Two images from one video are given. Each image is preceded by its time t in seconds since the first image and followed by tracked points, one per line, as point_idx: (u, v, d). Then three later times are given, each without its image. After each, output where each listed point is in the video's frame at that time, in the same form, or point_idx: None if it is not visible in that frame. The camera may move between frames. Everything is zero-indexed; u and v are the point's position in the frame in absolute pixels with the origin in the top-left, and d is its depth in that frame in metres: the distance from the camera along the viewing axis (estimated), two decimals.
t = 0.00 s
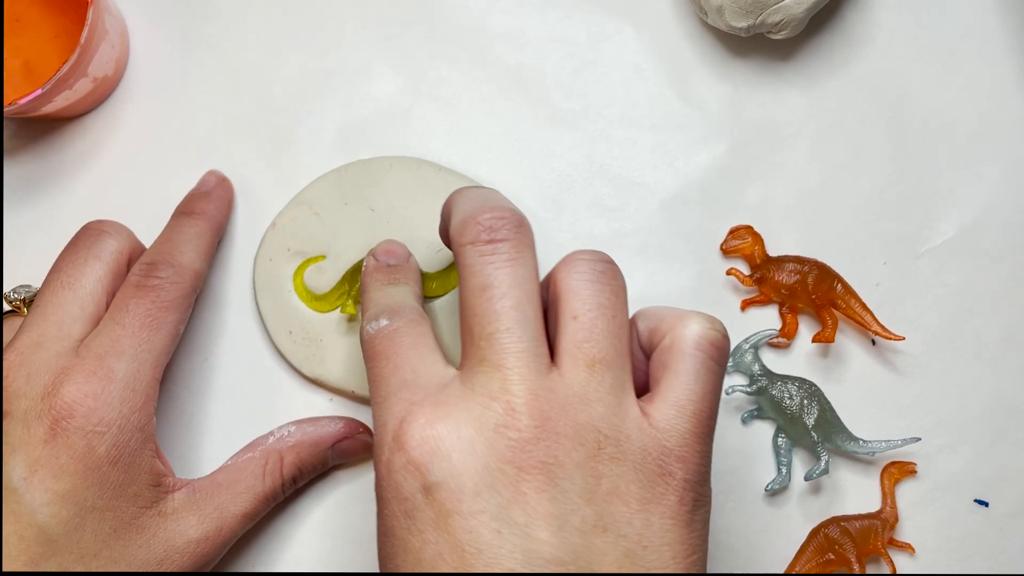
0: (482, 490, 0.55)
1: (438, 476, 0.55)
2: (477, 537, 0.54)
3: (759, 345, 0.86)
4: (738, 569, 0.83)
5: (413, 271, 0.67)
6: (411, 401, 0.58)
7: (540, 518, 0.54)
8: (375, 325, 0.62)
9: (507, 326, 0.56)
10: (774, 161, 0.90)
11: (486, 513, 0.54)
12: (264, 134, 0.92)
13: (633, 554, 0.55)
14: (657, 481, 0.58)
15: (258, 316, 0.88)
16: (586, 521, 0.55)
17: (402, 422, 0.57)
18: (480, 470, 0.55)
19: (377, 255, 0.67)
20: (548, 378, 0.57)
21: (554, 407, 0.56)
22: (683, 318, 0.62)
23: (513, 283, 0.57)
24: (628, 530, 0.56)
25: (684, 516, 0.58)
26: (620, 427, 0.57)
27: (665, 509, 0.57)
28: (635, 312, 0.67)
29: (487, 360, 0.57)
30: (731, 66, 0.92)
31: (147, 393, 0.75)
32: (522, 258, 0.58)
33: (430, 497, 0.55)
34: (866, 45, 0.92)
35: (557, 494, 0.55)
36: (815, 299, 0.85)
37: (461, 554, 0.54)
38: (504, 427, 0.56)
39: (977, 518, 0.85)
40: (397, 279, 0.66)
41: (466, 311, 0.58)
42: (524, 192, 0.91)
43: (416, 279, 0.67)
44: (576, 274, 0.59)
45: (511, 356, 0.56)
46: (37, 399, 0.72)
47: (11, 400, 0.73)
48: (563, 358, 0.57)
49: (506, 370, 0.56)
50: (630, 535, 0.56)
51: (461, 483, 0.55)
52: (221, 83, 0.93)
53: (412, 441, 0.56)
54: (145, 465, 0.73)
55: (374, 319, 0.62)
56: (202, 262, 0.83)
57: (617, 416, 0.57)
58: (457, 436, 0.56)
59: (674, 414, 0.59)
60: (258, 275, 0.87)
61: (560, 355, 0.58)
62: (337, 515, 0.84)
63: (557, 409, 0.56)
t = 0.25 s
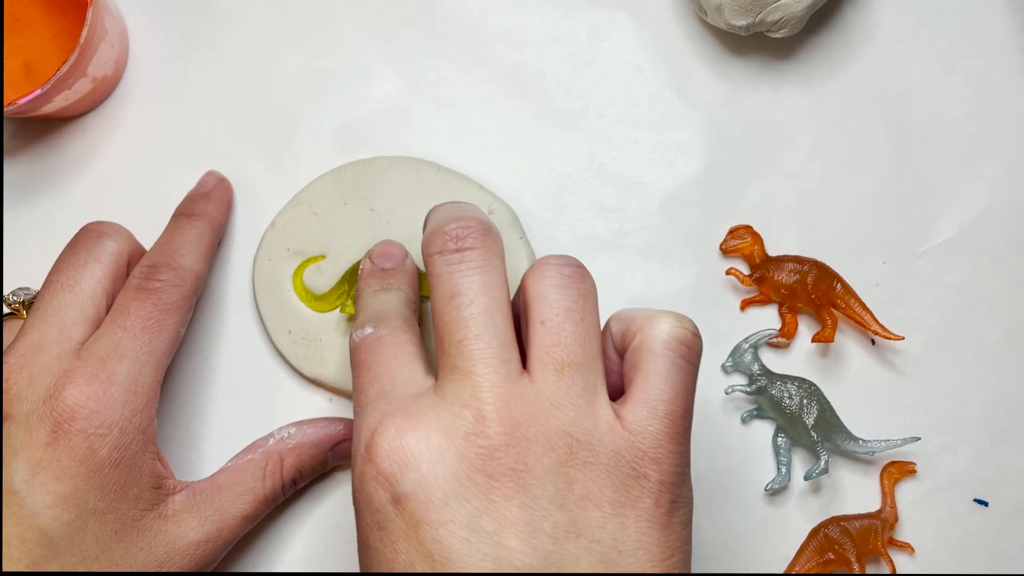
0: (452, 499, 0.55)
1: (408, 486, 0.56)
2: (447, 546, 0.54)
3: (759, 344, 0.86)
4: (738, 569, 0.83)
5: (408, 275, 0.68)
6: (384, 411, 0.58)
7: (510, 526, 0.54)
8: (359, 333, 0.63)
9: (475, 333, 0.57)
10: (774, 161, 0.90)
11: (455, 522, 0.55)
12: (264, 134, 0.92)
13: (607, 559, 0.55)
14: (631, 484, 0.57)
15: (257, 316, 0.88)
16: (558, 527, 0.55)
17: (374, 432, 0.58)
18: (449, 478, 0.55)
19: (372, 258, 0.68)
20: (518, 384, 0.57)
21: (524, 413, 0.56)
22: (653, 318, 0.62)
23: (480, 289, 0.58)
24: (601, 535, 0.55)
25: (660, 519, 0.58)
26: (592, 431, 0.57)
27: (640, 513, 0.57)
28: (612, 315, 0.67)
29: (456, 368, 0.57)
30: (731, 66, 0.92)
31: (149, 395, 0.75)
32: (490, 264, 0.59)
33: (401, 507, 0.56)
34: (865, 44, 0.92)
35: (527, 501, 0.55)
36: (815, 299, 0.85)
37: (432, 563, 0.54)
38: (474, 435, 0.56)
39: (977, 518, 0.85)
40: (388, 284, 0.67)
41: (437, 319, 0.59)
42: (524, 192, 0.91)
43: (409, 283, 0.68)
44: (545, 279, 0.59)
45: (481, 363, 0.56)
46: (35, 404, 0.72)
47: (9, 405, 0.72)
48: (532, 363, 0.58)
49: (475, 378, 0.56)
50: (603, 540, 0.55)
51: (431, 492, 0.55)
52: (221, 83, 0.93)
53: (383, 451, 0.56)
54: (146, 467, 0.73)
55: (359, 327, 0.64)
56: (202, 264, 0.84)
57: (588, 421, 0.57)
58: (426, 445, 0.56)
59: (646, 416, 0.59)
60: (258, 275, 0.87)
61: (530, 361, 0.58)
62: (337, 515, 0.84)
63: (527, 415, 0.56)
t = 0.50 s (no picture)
0: (440, 494, 0.55)
1: (397, 481, 0.56)
2: (434, 540, 0.54)
3: (758, 344, 0.86)
4: (737, 569, 0.83)
5: (406, 275, 0.69)
6: (375, 407, 0.59)
7: (499, 520, 0.54)
8: (354, 330, 0.64)
9: (466, 327, 0.57)
10: (773, 161, 0.90)
11: (443, 516, 0.54)
12: (264, 134, 0.92)
13: (597, 555, 0.54)
14: (621, 479, 0.57)
15: (257, 315, 0.88)
16: (547, 522, 0.54)
17: (364, 428, 0.58)
18: (438, 472, 0.55)
19: (372, 257, 0.69)
20: (508, 378, 0.57)
21: (513, 408, 0.56)
22: (643, 312, 0.63)
23: (472, 284, 0.58)
24: (591, 530, 0.55)
25: (651, 514, 0.57)
26: (582, 426, 0.57)
27: (630, 508, 0.57)
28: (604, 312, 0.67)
29: (447, 363, 0.57)
30: (731, 66, 0.92)
31: (149, 397, 0.75)
32: (482, 260, 0.60)
33: (390, 502, 0.56)
34: (865, 44, 0.92)
35: (516, 495, 0.55)
36: (815, 298, 0.85)
37: (420, 559, 0.54)
38: (463, 429, 0.56)
39: (977, 518, 0.85)
40: (385, 282, 0.67)
41: (428, 314, 0.59)
42: (524, 192, 0.91)
43: (407, 282, 0.68)
44: (536, 274, 0.60)
45: (472, 357, 0.57)
46: (34, 406, 0.72)
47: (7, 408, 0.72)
48: (523, 358, 0.58)
49: (465, 372, 0.56)
50: (593, 535, 0.55)
51: (419, 487, 0.55)
52: (221, 83, 0.93)
53: (372, 446, 0.57)
54: (146, 469, 0.73)
55: (354, 324, 0.64)
56: (202, 266, 0.84)
57: (578, 416, 0.57)
58: (415, 440, 0.56)
59: (637, 411, 0.59)
60: (258, 275, 0.87)
61: (521, 356, 0.58)
62: (337, 514, 0.84)
63: (516, 409, 0.56)
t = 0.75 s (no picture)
0: (434, 476, 0.55)
1: (390, 463, 0.56)
2: (427, 522, 0.54)
3: (759, 344, 0.86)
4: (738, 569, 0.83)
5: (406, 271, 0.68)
6: (370, 390, 0.59)
7: (492, 502, 0.54)
8: (352, 317, 0.64)
9: (461, 310, 0.57)
10: (774, 161, 0.90)
11: (436, 498, 0.54)
12: (264, 134, 0.92)
13: (591, 538, 0.54)
14: (617, 462, 0.57)
15: (257, 315, 0.88)
16: (540, 504, 0.54)
17: (357, 411, 0.58)
18: (431, 454, 0.55)
19: (372, 252, 0.68)
20: (503, 361, 0.57)
21: (508, 390, 0.56)
22: (639, 295, 0.62)
23: (466, 266, 0.58)
24: (586, 514, 0.55)
25: (646, 498, 0.57)
26: (577, 409, 0.57)
27: (626, 491, 0.56)
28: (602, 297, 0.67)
29: (441, 345, 0.57)
30: (731, 66, 0.92)
31: (151, 398, 0.75)
32: (477, 243, 0.60)
33: (383, 484, 0.56)
34: (865, 44, 0.92)
35: (510, 477, 0.55)
36: (815, 298, 0.85)
37: (413, 541, 0.54)
38: (457, 411, 0.56)
39: (978, 517, 0.85)
40: (386, 275, 0.67)
41: (424, 298, 0.59)
42: (524, 192, 0.91)
43: (408, 278, 0.68)
44: (532, 258, 0.60)
45: (467, 340, 0.57)
46: (35, 405, 0.72)
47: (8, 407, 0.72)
48: (518, 341, 0.58)
49: (459, 354, 0.56)
50: (588, 518, 0.55)
51: (412, 469, 0.55)
52: (221, 83, 0.93)
53: (366, 429, 0.56)
54: (148, 469, 0.73)
55: (352, 312, 0.64)
56: (204, 266, 0.84)
57: (574, 399, 0.57)
58: (409, 422, 0.56)
59: (633, 394, 0.59)
60: (258, 275, 0.87)
61: (516, 338, 0.58)
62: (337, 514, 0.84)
63: (511, 392, 0.56)
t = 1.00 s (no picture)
0: (434, 475, 0.55)
1: (391, 461, 0.56)
2: (428, 522, 0.54)
3: (759, 344, 0.86)
4: (738, 568, 0.83)
5: (407, 270, 0.69)
6: (374, 387, 0.59)
7: (494, 502, 0.54)
8: (354, 319, 0.64)
9: (466, 310, 0.57)
10: (773, 161, 0.90)
11: (436, 497, 0.54)
12: (264, 134, 0.92)
13: (592, 542, 0.54)
14: (619, 466, 0.57)
15: (257, 315, 0.88)
16: (542, 506, 0.54)
17: (361, 408, 0.58)
18: (433, 453, 0.55)
19: (372, 252, 0.69)
20: (507, 362, 0.57)
21: (511, 391, 0.56)
22: (644, 300, 0.62)
23: (473, 266, 0.58)
24: (587, 517, 0.55)
25: (648, 503, 0.57)
26: (580, 411, 0.57)
27: (627, 496, 0.56)
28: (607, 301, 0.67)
29: (446, 345, 0.57)
30: (731, 66, 0.92)
31: (150, 399, 0.75)
32: (484, 242, 0.60)
33: (384, 482, 0.56)
34: (865, 44, 0.92)
35: (511, 478, 0.54)
36: (815, 298, 0.85)
37: (413, 540, 0.54)
38: (459, 412, 0.56)
39: (978, 517, 0.85)
40: (386, 275, 0.67)
41: (429, 297, 0.59)
42: (524, 192, 0.91)
43: (408, 276, 0.68)
44: (539, 258, 0.60)
45: (471, 340, 0.57)
46: (33, 406, 0.72)
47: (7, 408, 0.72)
48: (523, 342, 0.58)
49: (462, 354, 0.57)
50: (589, 522, 0.55)
51: (413, 467, 0.55)
52: (221, 83, 0.93)
53: (368, 427, 0.57)
54: (146, 471, 0.73)
55: (354, 314, 0.64)
56: (203, 267, 0.84)
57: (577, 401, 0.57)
58: (412, 421, 0.56)
59: (636, 398, 0.59)
60: (258, 275, 0.87)
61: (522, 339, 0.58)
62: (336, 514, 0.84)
63: (514, 392, 0.56)
